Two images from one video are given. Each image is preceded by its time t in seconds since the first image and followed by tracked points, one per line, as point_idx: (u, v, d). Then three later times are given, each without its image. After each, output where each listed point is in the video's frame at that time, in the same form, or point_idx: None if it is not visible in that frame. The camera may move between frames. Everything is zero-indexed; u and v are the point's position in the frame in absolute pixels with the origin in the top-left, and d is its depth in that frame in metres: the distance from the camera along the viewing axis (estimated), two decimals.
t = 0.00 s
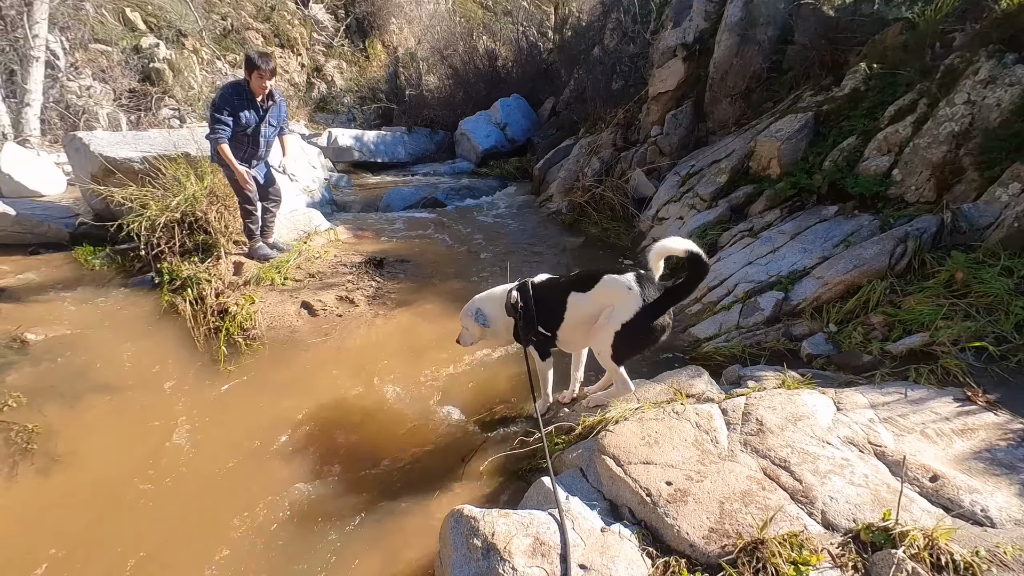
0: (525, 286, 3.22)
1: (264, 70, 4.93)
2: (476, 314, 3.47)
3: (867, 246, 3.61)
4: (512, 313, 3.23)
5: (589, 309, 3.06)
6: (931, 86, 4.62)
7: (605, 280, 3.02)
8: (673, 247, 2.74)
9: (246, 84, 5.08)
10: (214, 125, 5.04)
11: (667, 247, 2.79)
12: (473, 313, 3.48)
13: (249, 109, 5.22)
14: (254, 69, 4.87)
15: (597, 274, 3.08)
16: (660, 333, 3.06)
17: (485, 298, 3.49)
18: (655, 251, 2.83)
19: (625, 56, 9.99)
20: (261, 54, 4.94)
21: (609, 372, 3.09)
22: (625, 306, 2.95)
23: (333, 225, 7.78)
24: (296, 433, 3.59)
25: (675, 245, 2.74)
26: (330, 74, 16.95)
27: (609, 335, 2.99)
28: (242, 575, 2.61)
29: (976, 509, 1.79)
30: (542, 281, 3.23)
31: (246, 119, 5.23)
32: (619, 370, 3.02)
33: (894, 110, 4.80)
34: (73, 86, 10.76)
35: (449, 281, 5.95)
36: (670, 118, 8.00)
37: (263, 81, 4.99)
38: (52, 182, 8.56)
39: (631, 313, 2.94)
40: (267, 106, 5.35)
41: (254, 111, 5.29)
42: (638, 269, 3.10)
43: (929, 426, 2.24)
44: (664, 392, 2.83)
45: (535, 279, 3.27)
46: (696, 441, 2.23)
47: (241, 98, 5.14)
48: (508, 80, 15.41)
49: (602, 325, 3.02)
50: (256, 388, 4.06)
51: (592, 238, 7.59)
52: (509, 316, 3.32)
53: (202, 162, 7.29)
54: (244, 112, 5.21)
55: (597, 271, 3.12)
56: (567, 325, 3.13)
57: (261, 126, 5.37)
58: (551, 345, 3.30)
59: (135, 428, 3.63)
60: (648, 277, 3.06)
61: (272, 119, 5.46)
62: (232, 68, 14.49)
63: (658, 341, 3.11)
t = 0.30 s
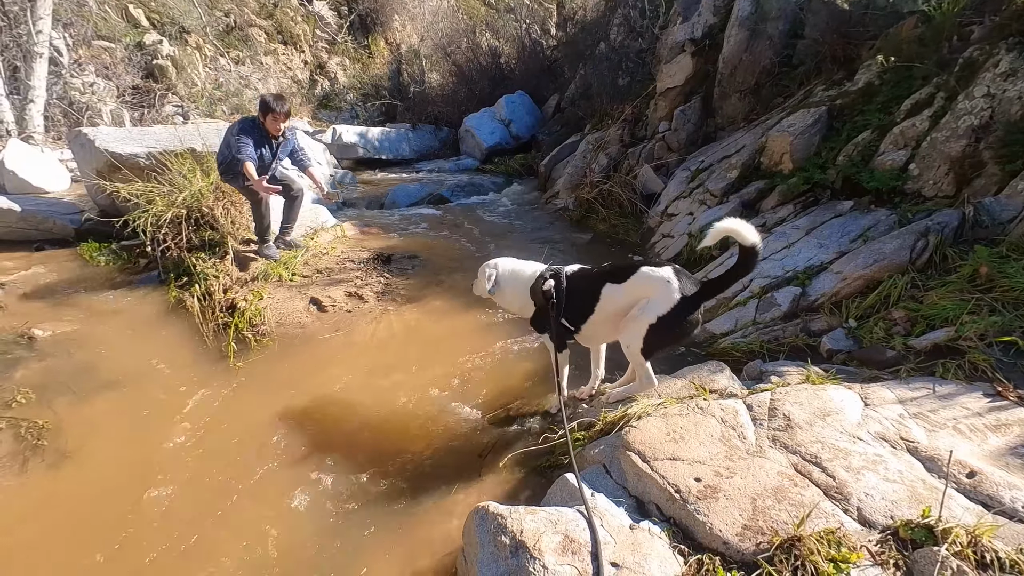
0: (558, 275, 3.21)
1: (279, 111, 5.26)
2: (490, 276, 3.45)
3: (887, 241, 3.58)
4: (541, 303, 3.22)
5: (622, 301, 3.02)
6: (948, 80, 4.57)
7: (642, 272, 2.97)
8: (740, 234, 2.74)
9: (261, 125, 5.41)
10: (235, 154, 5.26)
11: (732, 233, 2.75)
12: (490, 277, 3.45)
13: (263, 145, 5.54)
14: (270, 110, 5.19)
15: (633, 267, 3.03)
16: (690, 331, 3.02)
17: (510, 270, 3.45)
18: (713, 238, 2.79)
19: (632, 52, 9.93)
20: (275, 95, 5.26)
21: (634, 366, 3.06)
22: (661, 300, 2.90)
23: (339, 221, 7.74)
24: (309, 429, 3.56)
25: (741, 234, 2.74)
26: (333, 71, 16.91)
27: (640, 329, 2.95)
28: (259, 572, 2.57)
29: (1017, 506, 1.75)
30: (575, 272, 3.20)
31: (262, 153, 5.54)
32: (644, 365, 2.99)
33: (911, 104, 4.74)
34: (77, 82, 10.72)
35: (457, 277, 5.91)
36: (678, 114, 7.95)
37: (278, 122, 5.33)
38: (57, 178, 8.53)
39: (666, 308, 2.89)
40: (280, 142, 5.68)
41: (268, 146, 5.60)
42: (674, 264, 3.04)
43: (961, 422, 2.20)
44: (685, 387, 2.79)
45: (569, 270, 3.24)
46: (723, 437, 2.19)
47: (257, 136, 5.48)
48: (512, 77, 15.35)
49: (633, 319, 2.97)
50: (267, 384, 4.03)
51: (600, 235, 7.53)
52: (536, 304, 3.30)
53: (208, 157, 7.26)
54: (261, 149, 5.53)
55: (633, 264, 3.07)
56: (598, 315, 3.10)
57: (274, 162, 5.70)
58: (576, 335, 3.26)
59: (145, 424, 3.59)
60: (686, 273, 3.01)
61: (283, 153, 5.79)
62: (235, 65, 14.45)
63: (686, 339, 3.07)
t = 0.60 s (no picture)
0: (554, 267, 3.13)
1: (274, 134, 5.47)
2: (486, 254, 3.35)
3: (885, 237, 3.51)
4: (534, 295, 3.13)
5: (618, 296, 2.94)
6: (947, 74, 4.51)
7: (641, 267, 2.88)
8: (744, 238, 2.73)
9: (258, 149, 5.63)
10: (234, 179, 5.49)
11: (737, 236, 2.73)
12: (487, 255, 3.36)
13: (262, 169, 5.81)
14: (264, 133, 5.38)
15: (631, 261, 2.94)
16: (684, 329, 2.98)
17: (505, 251, 3.36)
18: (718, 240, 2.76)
19: (630, 50, 9.87)
20: (271, 119, 5.48)
21: (626, 363, 3.00)
22: (657, 297, 2.83)
23: (335, 220, 7.69)
24: (297, 429, 3.50)
25: (744, 237, 2.73)
26: (332, 70, 16.85)
27: (635, 324, 2.88)
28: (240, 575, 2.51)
29: (1016, 508, 1.69)
30: (572, 264, 3.12)
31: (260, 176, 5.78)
32: (637, 363, 2.93)
33: (909, 98, 4.68)
34: (75, 81, 10.68)
35: (452, 276, 5.84)
36: (676, 111, 7.89)
37: (274, 145, 5.53)
38: (53, 178, 8.47)
39: (662, 305, 2.83)
40: (278, 164, 5.91)
41: (266, 170, 5.85)
42: (672, 261, 2.97)
43: (959, 421, 2.14)
44: (678, 386, 2.73)
45: (565, 263, 3.16)
46: (714, 438, 2.13)
47: (255, 160, 5.70)
48: (511, 76, 15.29)
49: (629, 315, 2.90)
50: (256, 384, 3.97)
51: (597, 233, 7.47)
52: (528, 295, 3.20)
53: (202, 155, 7.16)
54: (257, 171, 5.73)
55: (630, 258, 2.98)
56: (592, 309, 3.02)
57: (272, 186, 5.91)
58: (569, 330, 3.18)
59: (131, 424, 3.54)
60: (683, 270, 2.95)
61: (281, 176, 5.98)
62: (234, 64, 14.41)
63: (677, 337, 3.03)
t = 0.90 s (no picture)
0: (537, 261, 3.13)
1: (264, 141, 5.44)
2: (475, 267, 3.32)
3: (875, 232, 3.47)
4: (516, 289, 3.11)
5: (600, 291, 2.91)
6: (940, 68, 4.47)
7: (623, 263, 2.86)
8: (724, 242, 2.69)
9: (251, 159, 5.58)
10: (228, 191, 5.38)
11: (720, 240, 2.70)
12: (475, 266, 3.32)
13: (258, 178, 5.71)
14: (255, 141, 5.38)
15: (614, 255, 2.93)
16: (666, 326, 2.94)
17: (493, 261, 3.33)
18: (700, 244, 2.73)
19: (626, 47, 9.83)
20: (261, 128, 5.46)
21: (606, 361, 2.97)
22: (638, 292, 2.81)
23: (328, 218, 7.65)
24: (280, 427, 3.46)
25: (726, 241, 2.69)
26: (329, 69, 16.79)
27: (616, 321, 2.85)
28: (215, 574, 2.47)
29: (999, 506, 1.65)
30: (555, 259, 3.09)
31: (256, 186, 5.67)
32: (617, 361, 2.89)
33: (902, 94, 4.64)
34: (70, 80, 10.63)
35: (443, 273, 5.80)
36: (670, 109, 7.84)
37: (265, 153, 5.48)
38: (46, 175, 8.41)
39: (643, 300, 2.80)
40: (273, 172, 5.82)
41: (262, 180, 5.76)
42: (655, 257, 2.96)
43: (945, 417, 2.09)
44: (662, 383, 2.69)
45: (548, 258, 3.16)
46: (695, 434, 2.09)
47: (249, 170, 5.62)
48: (509, 75, 15.24)
49: (610, 310, 2.87)
50: (241, 381, 3.93)
51: (591, 231, 7.43)
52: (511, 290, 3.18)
53: (194, 153, 7.12)
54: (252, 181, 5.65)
55: (613, 252, 2.97)
56: (573, 305, 2.99)
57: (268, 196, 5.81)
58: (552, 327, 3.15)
59: (112, 421, 3.50)
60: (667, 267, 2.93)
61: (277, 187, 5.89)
62: (230, 63, 14.36)
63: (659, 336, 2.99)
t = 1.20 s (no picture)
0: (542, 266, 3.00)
1: (264, 144, 5.35)
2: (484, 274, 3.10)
3: (890, 236, 3.37)
4: (523, 294, 2.95)
5: (605, 296, 2.81)
6: (954, 67, 4.36)
7: (629, 266, 2.77)
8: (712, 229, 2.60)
9: (250, 161, 5.52)
10: (227, 195, 5.31)
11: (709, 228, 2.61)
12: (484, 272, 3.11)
13: (256, 179, 5.64)
14: (254, 144, 5.30)
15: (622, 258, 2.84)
16: (673, 333, 2.84)
17: (501, 269, 3.17)
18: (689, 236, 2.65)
19: (629, 46, 9.71)
20: (261, 130, 5.36)
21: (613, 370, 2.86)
22: (645, 296, 2.71)
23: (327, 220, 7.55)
24: (276, 436, 3.37)
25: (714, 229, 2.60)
26: (329, 68, 16.68)
27: (622, 327, 2.75)
28: None
29: None
30: (561, 263, 2.99)
31: (254, 188, 5.61)
32: (624, 369, 2.79)
33: (914, 93, 4.53)
34: (68, 79, 10.51)
35: (444, 276, 5.70)
36: (674, 108, 7.73)
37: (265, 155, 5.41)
38: (43, 175, 8.32)
39: (651, 304, 2.70)
40: (271, 173, 5.74)
41: (260, 181, 5.68)
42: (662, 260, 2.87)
43: (972, 435, 1.99)
44: (671, 394, 2.58)
45: (553, 262, 3.04)
46: (708, 452, 2.00)
47: (248, 173, 5.56)
48: (510, 74, 15.13)
49: (616, 315, 2.77)
50: (237, 389, 3.84)
51: (593, 232, 7.32)
52: (516, 295, 3.03)
53: (191, 154, 7.01)
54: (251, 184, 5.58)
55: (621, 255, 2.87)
56: (578, 311, 2.88)
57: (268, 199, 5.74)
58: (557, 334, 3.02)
59: (103, 429, 3.40)
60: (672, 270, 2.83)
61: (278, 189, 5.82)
62: (230, 62, 14.25)
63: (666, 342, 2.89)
